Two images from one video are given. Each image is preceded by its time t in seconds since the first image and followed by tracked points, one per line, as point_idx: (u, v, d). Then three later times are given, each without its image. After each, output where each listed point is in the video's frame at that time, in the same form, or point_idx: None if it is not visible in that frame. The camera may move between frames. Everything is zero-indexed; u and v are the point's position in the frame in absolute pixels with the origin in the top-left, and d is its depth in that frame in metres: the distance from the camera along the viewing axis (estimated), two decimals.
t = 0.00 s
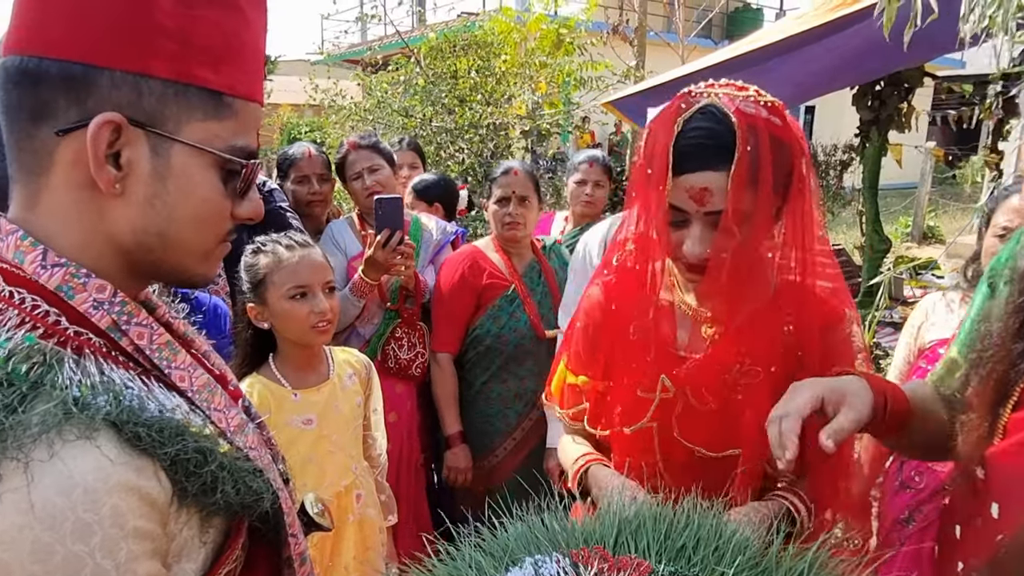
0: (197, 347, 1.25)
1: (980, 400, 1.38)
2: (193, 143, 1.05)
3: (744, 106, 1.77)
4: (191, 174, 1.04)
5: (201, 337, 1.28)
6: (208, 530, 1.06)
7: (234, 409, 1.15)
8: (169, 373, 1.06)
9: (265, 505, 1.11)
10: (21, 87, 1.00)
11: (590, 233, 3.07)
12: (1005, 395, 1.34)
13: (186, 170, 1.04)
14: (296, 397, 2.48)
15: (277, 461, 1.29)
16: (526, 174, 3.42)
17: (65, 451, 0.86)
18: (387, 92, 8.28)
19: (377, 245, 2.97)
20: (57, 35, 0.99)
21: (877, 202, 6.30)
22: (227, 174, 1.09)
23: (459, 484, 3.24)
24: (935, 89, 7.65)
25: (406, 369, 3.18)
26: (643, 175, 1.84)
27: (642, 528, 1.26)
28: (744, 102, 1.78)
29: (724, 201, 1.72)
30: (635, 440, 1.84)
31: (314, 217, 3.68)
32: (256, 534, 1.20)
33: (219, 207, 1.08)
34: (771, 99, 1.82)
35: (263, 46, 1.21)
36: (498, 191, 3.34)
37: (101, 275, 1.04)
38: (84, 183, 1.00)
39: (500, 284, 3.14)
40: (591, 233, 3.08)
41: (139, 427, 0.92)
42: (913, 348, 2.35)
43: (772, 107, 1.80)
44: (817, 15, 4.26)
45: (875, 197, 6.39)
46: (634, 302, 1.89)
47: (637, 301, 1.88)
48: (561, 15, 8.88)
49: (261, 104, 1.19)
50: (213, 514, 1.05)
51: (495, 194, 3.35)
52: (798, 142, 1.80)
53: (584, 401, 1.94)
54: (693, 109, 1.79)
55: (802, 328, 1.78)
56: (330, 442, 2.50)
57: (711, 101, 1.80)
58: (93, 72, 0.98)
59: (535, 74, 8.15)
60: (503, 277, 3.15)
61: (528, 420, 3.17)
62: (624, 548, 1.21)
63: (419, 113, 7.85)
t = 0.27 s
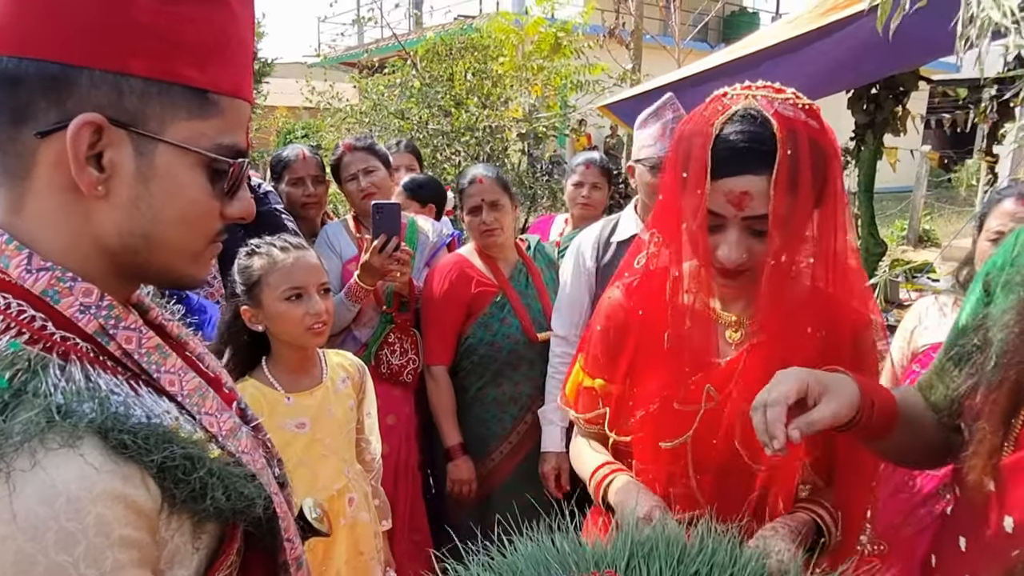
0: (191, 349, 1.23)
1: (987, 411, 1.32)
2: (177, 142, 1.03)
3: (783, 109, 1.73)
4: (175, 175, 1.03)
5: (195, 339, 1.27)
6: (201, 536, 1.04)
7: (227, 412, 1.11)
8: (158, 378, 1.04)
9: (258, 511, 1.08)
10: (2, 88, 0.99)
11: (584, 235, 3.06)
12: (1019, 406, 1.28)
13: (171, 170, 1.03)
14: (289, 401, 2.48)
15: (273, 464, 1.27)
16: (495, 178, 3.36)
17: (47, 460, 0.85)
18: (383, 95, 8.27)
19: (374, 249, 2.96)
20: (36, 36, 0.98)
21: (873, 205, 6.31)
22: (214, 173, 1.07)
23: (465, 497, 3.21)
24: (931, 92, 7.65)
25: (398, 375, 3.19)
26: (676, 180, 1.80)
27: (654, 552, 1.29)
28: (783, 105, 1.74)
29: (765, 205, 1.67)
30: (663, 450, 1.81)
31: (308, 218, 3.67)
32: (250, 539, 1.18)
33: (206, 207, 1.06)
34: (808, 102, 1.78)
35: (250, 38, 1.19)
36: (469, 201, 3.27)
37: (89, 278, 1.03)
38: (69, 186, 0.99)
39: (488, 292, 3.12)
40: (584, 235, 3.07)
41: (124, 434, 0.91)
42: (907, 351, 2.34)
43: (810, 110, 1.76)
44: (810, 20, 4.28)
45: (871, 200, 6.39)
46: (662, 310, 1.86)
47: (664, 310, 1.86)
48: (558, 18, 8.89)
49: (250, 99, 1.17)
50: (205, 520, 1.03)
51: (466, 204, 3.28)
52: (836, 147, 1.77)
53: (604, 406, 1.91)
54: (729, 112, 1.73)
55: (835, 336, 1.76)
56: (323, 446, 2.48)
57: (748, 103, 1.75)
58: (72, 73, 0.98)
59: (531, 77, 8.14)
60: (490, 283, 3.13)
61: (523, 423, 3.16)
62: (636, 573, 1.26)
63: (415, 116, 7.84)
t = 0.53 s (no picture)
0: (197, 361, 1.25)
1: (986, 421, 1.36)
2: (183, 159, 1.05)
3: (804, 130, 1.75)
4: (182, 191, 1.04)
5: (203, 352, 1.29)
6: (209, 548, 1.05)
7: (233, 425, 1.13)
8: (166, 393, 1.05)
9: (266, 523, 1.09)
10: (11, 108, 1.00)
11: (580, 242, 3.08)
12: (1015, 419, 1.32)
13: (177, 186, 1.04)
14: (291, 408, 2.48)
15: (279, 476, 1.28)
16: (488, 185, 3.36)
17: (58, 477, 0.86)
18: (382, 99, 8.27)
19: (376, 258, 2.99)
20: (44, 56, 0.99)
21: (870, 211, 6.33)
22: (220, 188, 1.09)
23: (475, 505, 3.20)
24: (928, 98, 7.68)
25: (400, 381, 3.19)
26: (696, 198, 1.82)
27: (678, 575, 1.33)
28: (804, 126, 1.76)
29: (784, 225, 1.69)
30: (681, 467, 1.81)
31: (308, 225, 3.68)
32: (257, 551, 1.19)
33: (212, 221, 1.08)
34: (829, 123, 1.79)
35: (255, 51, 1.20)
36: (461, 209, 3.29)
37: (97, 294, 1.04)
38: (77, 204, 1.00)
39: (485, 302, 3.13)
40: (579, 242, 3.09)
41: (133, 450, 0.92)
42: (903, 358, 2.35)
43: (831, 131, 1.78)
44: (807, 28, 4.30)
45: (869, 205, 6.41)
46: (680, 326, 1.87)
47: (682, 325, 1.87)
48: (556, 23, 8.90)
49: (253, 113, 1.18)
50: (214, 532, 1.04)
51: (459, 212, 3.30)
52: (856, 167, 1.78)
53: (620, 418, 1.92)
54: (749, 133, 1.76)
55: (852, 353, 1.77)
56: (324, 453, 2.49)
57: (769, 124, 1.77)
58: (79, 92, 0.99)
59: (529, 82, 8.17)
60: (487, 293, 3.14)
61: (522, 429, 3.17)
62: None
63: (414, 121, 7.86)
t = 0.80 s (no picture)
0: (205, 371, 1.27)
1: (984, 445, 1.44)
2: (193, 173, 1.07)
3: (810, 140, 1.77)
4: (191, 204, 1.06)
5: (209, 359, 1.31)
6: (217, 555, 1.06)
7: (241, 433, 1.14)
8: (175, 402, 1.07)
9: (273, 530, 1.11)
10: (26, 124, 1.02)
11: (577, 247, 3.10)
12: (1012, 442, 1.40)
13: (187, 200, 1.06)
14: (306, 410, 2.52)
15: (285, 484, 1.30)
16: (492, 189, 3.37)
17: (71, 485, 0.88)
18: (382, 104, 8.31)
19: (380, 262, 3.05)
20: (59, 73, 1.01)
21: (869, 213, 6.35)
22: (228, 201, 1.11)
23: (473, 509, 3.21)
24: (925, 100, 7.71)
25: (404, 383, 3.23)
26: (701, 207, 1.84)
27: None
28: (810, 136, 1.78)
29: (789, 234, 1.72)
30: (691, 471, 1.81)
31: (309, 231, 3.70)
32: (263, 558, 1.20)
33: (221, 233, 1.10)
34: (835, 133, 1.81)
35: (262, 67, 1.22)
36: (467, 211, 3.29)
37: (109, 305, 1.06)
38: (89, 217, 1.02)
39: (485, 306, 3.14)
40: (578, 248, 3.09)
41: (143, 459, 0.94)
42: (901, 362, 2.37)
43: (836, 141, 1.80)
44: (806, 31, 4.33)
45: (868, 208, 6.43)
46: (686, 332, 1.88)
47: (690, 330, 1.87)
48: (556, 27, 8.93)
49: (261, 127, 1.20)
50: (222, 539, 1.05)
51: (463, 213, 3.31)
52: (861, 176, 1.80)
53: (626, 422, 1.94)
54: (755, 143, 1.78)
55: (857, 361, 1.79)
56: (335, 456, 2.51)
57: (775, 133, 1.79)
58: (92, 108, 1.01)
59: (529, 86, 8.19)
60: (487, 297, 3.15)
61: (524, 433, 3.19)
62: None
63: (414, 125, 7.90)
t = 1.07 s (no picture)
0: (208, 381, 1.28)
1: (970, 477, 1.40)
2: (195, 188, 1.09)
3: (800, 149, 1.79)
4: (194, 219, 1.08)
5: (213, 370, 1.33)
6: (220, 563, 1.08)
7: (243, 442, 1.16)
8: (178, 412, 1.08)
9: (275, 538, 1.12)
10: (32, 143, 1.04)
11: (576, 251, 3.11)
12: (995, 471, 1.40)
13: (189, 215, 1.08)
14: (333, 408, 2.55)
15: (287, 492, 1.31)
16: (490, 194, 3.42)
17: (76, 495, 0.89)
18: (382, 108, 8.34)
19: (386, 266, 3.07)
20: (64, 91, 1.03)
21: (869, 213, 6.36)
22: (229, 216, 1.13)
23: (471, 513, 3.23)
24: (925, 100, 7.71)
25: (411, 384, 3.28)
26: (695, 216, 1.85)
27: None
28: (800, 145, 1.80)
29: (782, 241, 1.75)
30: (689, 478, 1.83)
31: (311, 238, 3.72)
32: (266, 565, 1.21)
33: (222, 246, 1.11)
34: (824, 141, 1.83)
35: (263, 85, 1.23)
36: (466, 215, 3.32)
37: (114, 319, 1.08)
38: (94, 233, 1.04)
39: (484, 309, 3.16)
40: (576, 252, 3.10)
41: (147, 468, 0.95)
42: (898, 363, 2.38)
43: (826, 148, 1.82)
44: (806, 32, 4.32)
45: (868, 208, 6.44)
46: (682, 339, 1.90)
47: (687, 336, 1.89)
48: (555, 30, 8.94)
49: (262, 142, 1.22)
50: (225, 547, 1.07)
51: (462, 219, 3.33)
52: (852, 183, 1.82)
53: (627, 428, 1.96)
54: (746, 152, 1.81)
55: (853, 364, 1.81)
56: (354, 455, 2.54)
57: (765, 143, 1.82)
58: (96, 127, 1.03)
59: (529, 88, 8.13)
60: (486, 301, 3.17)
61: (522, 437, 3.20)
62: None
63: (415, 129, 7.94)
